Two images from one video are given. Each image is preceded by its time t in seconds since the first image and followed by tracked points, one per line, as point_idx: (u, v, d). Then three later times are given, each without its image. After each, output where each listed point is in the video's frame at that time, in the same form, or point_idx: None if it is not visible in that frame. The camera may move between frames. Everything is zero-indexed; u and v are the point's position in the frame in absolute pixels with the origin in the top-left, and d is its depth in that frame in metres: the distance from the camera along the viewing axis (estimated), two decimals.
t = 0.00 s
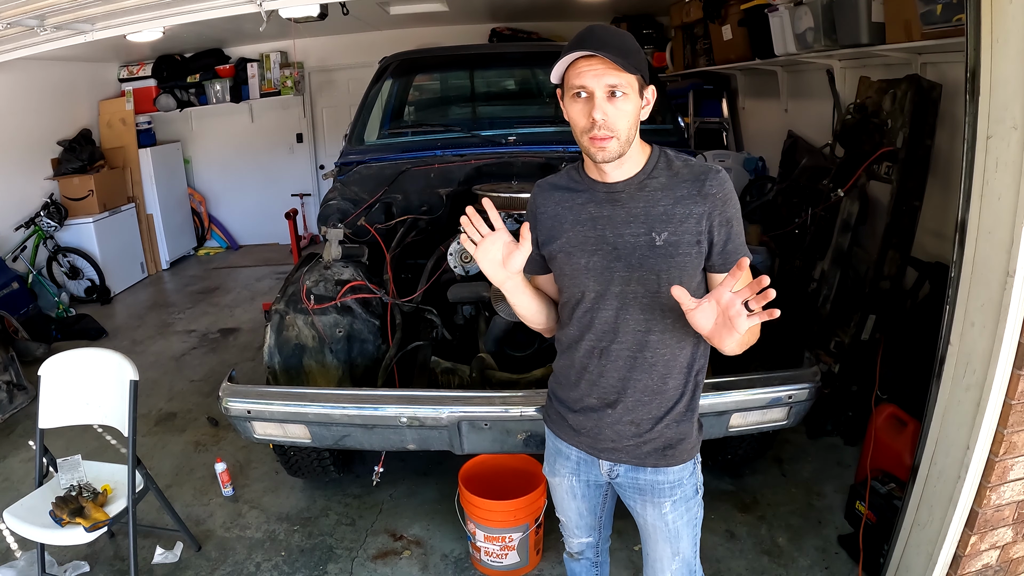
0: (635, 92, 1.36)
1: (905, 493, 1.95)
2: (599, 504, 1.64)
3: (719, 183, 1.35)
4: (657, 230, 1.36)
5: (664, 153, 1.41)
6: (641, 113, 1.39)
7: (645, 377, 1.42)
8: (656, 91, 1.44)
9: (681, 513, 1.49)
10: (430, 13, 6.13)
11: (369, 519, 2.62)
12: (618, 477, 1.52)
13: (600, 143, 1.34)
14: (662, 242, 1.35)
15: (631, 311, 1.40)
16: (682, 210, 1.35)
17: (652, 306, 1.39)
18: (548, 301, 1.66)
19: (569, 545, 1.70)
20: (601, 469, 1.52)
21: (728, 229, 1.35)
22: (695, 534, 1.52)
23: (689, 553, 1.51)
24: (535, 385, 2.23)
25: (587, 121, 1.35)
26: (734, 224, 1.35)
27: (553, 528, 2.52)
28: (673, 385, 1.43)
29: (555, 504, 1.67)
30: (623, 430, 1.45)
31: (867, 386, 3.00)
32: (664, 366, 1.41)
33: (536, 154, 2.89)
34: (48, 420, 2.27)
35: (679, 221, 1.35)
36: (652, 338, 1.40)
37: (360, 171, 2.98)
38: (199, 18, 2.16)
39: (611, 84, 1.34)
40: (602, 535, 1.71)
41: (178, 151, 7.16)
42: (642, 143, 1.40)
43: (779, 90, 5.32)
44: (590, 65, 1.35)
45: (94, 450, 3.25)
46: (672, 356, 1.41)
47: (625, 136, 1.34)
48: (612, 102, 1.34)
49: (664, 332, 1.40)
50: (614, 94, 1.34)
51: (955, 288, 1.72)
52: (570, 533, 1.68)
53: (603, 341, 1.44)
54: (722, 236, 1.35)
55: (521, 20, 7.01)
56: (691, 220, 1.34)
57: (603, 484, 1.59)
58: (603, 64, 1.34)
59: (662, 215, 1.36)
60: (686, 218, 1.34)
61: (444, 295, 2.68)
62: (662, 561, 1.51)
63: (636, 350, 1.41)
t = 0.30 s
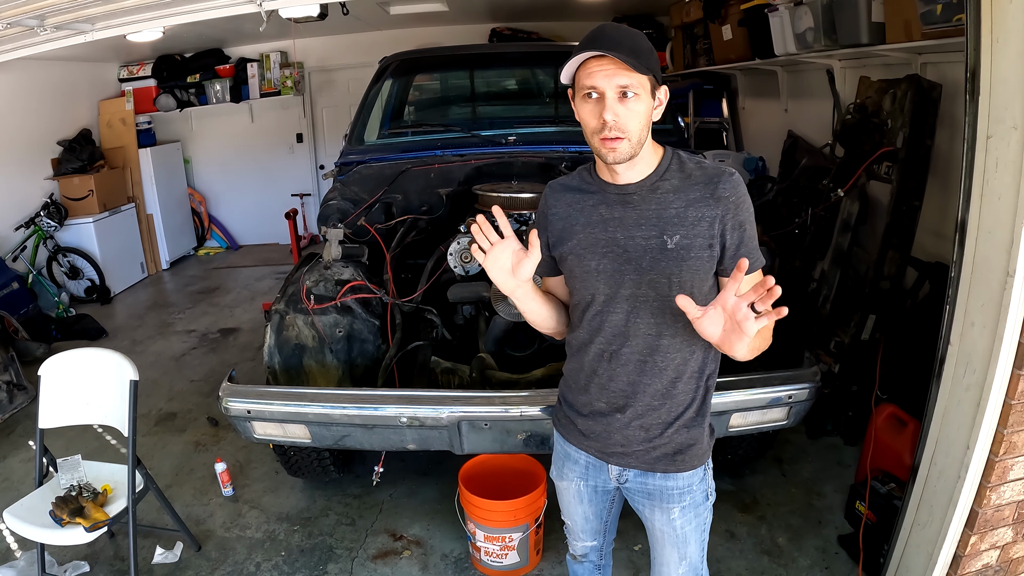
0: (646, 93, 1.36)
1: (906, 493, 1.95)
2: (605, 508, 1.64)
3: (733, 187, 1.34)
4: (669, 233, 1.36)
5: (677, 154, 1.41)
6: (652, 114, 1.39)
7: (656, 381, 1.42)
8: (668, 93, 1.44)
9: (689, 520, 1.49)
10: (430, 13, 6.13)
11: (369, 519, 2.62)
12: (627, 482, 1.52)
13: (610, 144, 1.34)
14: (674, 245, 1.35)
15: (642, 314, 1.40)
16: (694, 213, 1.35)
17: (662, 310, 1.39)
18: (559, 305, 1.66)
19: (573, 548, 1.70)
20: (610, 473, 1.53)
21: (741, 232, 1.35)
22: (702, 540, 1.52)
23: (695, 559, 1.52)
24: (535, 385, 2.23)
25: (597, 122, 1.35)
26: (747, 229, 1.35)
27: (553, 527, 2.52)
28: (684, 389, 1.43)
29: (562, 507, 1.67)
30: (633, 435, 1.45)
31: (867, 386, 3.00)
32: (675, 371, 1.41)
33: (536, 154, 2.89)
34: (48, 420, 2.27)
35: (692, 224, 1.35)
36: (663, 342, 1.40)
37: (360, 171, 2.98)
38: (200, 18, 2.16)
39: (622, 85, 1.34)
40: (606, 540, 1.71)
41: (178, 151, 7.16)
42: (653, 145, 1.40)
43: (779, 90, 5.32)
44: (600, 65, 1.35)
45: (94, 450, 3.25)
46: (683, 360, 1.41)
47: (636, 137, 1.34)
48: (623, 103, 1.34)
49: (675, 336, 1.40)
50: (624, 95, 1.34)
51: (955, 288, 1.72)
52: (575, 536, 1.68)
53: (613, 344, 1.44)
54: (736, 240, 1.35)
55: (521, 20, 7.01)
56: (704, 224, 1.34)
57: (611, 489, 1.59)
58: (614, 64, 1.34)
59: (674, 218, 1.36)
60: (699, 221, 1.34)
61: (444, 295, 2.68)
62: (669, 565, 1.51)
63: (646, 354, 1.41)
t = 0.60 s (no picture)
0: (625, 97, 1.29)
1: (905, 493, 1.95)
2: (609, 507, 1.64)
3: (744, 196, 1.31)
4: (675, 239, 1.34)
5: (691, 158, 1.38)
6: (640, 115, 1.32)
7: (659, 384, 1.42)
8: (667, 84, 1.33)
9: (688, 524, 1.48)
10: (430, 13, 6.13)
11: (369, 519, 2.62)
12: (628, 482, 1.52)
13: (593, 154, 1.34)
14: (679, 251, 1.34)
15: (645, 318, 1.40)
16: (701, 220, 1.32)
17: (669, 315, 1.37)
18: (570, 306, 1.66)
19: (576, 547, 1.70)
20: (612, 472, 1.53)
21: (749, 243, 1.31)
22: (702, 546, 1.51)
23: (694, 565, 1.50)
24: (535, 385, 2.24)
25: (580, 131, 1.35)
26: (757, 239, 1.31)
27: (553, 527, 2.52)
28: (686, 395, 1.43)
29: (566, 505, 1.68)
30: (632, 437, 1.45)
31: (867, 386, 3.00)
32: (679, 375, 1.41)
33: (536, 154, 2.89)
34: (48, 420, 2.27)
35: (698, 232, 1.32)
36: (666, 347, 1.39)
37: (360, 171, 2.98)
38: (200, 18, 2.16)
39: (593, 97, 1.29)
40: (609, 540, 1.70)
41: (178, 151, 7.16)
42: (652, 143, 1.34)
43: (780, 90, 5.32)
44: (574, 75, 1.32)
45: (94, 450, 3.25)
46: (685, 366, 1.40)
47: (616, 145, 1.31)
48: (597, 112, 1.30)
49: (680, 341, 1.39)
50: (599, 104, 1.30)
51: (955, 288, 1.72)
52: (578, 534, 1.68)
53: (615, 345, 1.44)
54: (744, 249, 1.31)
55: (520, 20, 7.01)
56: (713, 231, 1.32)
57: (615, 488, 1.59)
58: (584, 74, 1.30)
59: (682, 224, 1.34)
60: (706, 228, 1.32)
61: (444, 295, 2.68)
62: (668, 567, 1.51)
63: (649, 356, 1.41)
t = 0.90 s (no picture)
0: (576, 113, 1.32)
1: (905, 492, 1.95)
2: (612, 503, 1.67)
3: (717, 216, 1.19)
4: (652, 249, 1.30)
5: (691, 166, 1.28)
6: (593, 127, 1.31)
7: (641, 390, 1.42)
8: (609, 91, 1.25)
9: (668, 534, 1.48)
10: (430, 13, 6.13)
11: (369, 519, 2.62)
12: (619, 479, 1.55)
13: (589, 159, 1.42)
14: (653, 263, 1.30)
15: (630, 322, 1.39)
16: (676, 234, 1.25)
17: (647, 325, 1.35)
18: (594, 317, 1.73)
19: (579, 541, 1.74)
20: (606, 466, 1.57)
21: (716, 267, 1.18)
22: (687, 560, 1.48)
23: None
24: (535, 385, 2.25)
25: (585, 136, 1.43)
26: (725, 265, 1.16)
27: (553, 527, 2.53)
28: (666, 407, 1.39)
29: (572, 495, 1.72)
30: (619, 436, 1.48)
31: (867, 386, 3.00)
32: (659, 386, 1.38)
33: (536, 154, 2.89)
34: (48, 420, 2.27)
35: (673, 246, 1.26)
36: (645, 357, 1.37)
37: (360, 171, 2.96)
38: (199, 18, 2.16)
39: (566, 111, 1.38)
40: (612, 539, 1.72)
41: (178, 151, 7.16)
42: (619, 150, 1.31)
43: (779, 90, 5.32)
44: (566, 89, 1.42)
45: (94, 450, 3.25)
46: (663, 378, 1.37)
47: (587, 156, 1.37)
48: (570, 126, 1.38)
49: (661, 354, 1.35)
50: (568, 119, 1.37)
51: (955, 288, 1.72)
52: (581, 527, 1.72)
53: (611, 344, 1.48)
54: (709, 274, 1.19)
55: (520, 20, 7.01)
56: (681, 248, 1.24)
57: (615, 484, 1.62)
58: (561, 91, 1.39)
59: (659, 235, 1.28)
60: (679, 244, 1.25)
61: (444, 295, 2.67)
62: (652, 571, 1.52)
63: (636, 361, 1.41)
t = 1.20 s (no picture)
0: (580, 114, 1.34)
1: (905, 493, 1.95)
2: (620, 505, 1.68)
3: (683, 232, 1.17)
4: (638, 257, 1.30)
5: (682, 173, 1.25)
6: (594, 129, 1.32)
7: (631, 391, 1.44)
8: (604, 97, 1.25)
9: (655, 539, 1.50)
10: (430, 13, 6.13)
11: (369, 519, 2.62)
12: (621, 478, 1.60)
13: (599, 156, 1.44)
14: (638, 270, 1.30)
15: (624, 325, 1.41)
16: (654, 244, 1.25)
17: (633, 328, 1.37)
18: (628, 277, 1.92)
19: (585, 540, 1.78)
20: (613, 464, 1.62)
21: (678, 284, 1.16)
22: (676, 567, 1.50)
23: None
24: (535, 386, 2.25)
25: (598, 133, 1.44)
26: (685, 283, 1.15)
27: (553, 527, 2.52)
28: (649, 412, 1.41)
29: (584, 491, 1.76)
30: (614, 435, 1.52)
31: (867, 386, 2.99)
32: (644, 390, 1.39)
33: (536, 154, 2.88)
34: (48, 420, 2.27)
35: (651, 256, 1.26)
36: (632, 360, 1.40)
37: (360, 171, 2.96)
38: (199, 18, 2.16)
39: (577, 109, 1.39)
40: (618, 540, 1.74)
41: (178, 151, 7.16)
42: (618, 152, 1.32)
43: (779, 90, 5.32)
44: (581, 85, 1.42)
45: (94, 450, 3.25)
46: (647, 383, 1.38)
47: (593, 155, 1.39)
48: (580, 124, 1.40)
49: (645, 359, 1.36)
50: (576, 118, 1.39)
51: (955, 288, 1.72)
52: (589, 525, 1.76)
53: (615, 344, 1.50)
54: (673, 289, 1.18)
55: (520, 20, 7.01)
56: (655, 259, 1.25)
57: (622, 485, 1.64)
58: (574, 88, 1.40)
59: (643, 243, 1.29)
60: (656, 255, 1.24)
61: (444, 295, 2.68)
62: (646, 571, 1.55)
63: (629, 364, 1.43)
